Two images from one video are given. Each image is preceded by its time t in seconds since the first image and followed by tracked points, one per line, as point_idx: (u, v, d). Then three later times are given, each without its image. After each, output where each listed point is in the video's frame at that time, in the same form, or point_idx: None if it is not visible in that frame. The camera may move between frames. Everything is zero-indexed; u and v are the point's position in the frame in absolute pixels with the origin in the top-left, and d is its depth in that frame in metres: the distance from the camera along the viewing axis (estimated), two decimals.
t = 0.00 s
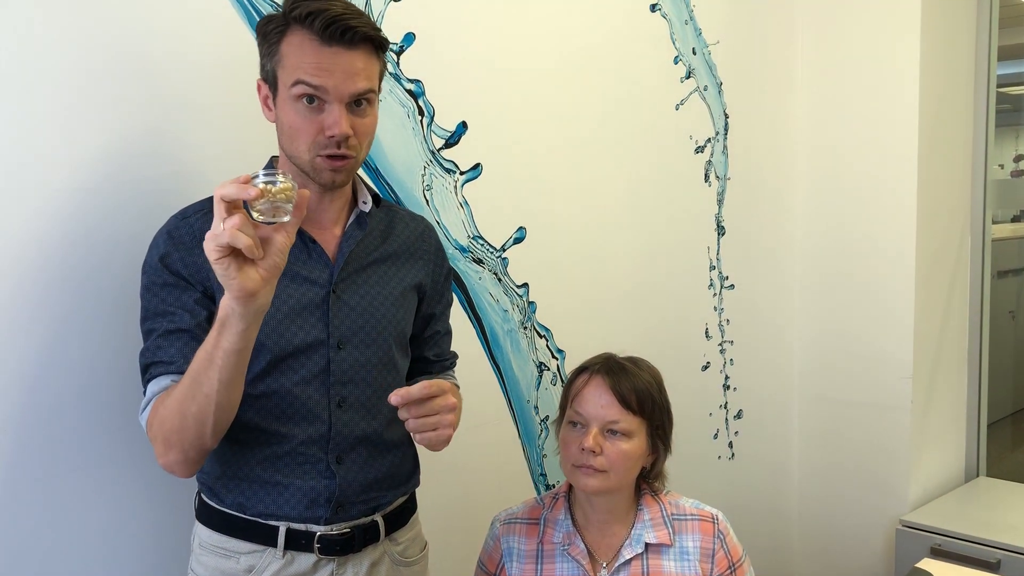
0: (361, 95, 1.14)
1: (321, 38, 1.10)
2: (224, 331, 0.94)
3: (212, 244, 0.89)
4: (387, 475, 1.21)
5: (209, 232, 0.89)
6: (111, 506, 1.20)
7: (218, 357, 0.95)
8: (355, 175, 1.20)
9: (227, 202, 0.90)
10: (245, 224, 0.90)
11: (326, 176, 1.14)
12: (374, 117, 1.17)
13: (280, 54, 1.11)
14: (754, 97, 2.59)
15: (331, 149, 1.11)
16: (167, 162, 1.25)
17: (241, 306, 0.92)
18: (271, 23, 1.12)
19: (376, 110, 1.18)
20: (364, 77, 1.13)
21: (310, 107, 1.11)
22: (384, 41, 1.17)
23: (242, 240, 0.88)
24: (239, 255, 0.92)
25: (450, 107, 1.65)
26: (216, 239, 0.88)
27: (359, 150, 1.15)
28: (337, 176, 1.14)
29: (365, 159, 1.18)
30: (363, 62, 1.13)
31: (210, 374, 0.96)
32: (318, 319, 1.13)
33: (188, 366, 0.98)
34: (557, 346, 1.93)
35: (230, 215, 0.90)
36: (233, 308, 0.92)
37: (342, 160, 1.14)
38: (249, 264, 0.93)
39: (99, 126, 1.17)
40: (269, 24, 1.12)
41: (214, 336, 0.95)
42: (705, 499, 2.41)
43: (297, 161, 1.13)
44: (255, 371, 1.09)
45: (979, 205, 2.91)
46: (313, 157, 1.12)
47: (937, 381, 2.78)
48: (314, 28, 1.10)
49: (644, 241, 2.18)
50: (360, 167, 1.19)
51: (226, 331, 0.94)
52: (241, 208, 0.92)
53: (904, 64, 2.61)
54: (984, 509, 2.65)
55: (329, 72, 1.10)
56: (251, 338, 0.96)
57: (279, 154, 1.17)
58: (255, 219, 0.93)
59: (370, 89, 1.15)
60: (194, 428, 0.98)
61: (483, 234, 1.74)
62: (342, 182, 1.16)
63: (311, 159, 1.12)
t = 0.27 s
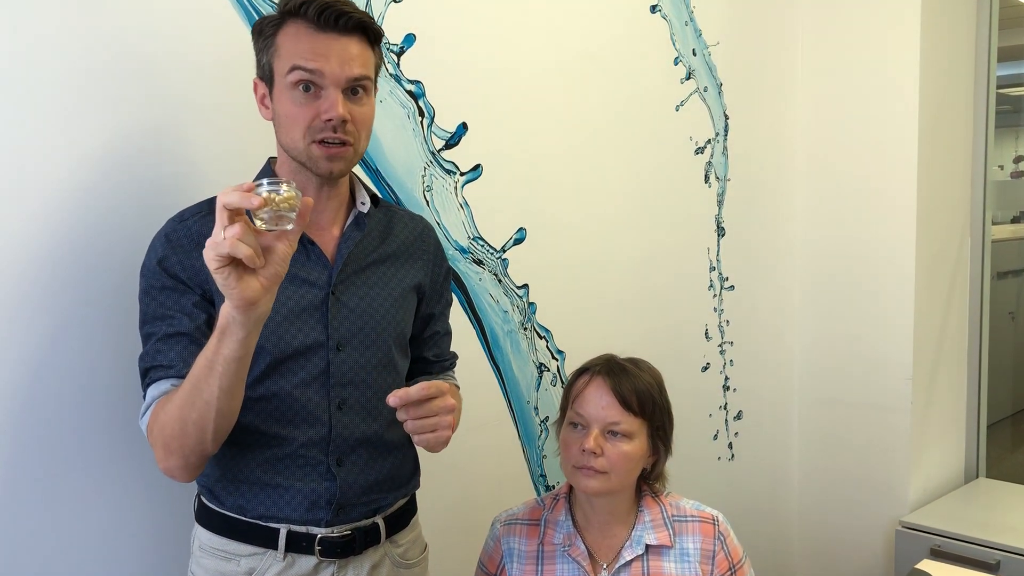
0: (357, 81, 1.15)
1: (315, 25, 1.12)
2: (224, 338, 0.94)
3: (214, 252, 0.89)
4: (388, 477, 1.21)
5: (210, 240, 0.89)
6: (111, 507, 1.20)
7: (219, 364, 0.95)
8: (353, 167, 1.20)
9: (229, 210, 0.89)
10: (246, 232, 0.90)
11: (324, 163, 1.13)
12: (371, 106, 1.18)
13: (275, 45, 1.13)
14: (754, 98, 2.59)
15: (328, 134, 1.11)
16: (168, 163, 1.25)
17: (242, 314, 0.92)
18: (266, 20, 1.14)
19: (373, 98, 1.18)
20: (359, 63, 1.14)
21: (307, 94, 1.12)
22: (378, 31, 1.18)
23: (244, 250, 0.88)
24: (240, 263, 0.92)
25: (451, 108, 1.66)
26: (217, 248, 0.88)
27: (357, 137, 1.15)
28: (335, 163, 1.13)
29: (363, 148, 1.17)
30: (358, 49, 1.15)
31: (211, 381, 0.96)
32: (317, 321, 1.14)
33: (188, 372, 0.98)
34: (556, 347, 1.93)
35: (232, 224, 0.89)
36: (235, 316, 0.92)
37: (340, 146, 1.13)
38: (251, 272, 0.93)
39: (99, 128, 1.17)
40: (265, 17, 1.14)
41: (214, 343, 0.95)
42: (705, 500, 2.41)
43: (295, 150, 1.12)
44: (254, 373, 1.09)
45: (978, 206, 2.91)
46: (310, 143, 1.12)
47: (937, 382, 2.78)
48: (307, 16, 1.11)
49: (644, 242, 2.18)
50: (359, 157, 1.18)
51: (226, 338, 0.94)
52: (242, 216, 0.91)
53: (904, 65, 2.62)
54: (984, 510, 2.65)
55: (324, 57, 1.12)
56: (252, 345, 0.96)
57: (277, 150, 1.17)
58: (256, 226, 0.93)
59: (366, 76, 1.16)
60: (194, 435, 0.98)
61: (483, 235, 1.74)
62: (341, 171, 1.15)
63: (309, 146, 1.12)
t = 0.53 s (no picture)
0: (361, 83, 1.16)
1: (322, 25, 1.13)
2: (220, 343, 0.94)
3: (212, 259, 0.88)
4: (387, 478, 1.21)
5: (209, 246, 0.89)
6: (109, 508, 1.20)
7: (214, 369, 0.95)
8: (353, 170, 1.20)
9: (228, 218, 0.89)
10: (245, 240, 0.90)
11: (325, 163, 1.13)
12: (374, 108, 1.18)
13: (280, 43, 1.13)
14: (754, 99, 2.59)
15: (331, 133, 1.12)
16: (166, 164, 1.25)
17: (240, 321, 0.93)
18: (273, 18, 1.15)
19: (376, 101, 1.19)
20: (364, 64, 1.15)
21: (310, 92, 1.12)
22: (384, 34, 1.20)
23: (243, 258, 0.88)
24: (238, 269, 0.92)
25: (450, 109, 1.66)
26: (217, 255, 0.88)
27: (360, 139, 1.15)
28: (336, 164, 1.13)
29: (365, 151, 1.17)
30: (363, 51, 1.16)
31: (205, 386, 0.96)
32: (314, 322, 1.14)
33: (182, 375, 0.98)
34: (556, 347, 1.93)
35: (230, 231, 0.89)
36: (232, 322, 0.93)
37: (341, 147, 1.13)
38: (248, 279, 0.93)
39: (97, 128, 1.17)
40: (271, 16, 1.14)
41: (209, 348, 0.95)
42: (705, 500, 2.41)
43: (297, 149, 1.12)
44: (249, 375, 1.08)
45: (978, 206, 2.91)
46: (311, 142, 1.12)
47: (936, 383, 2.78)
48: (315, 15, 1.12)
49: (644, 242, 2.18)
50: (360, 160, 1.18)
51: (222, 344, 0.95)
52: (241, 223, 0.91)
53: (904, 65, 2.62)
54: (984, 510, 2.65)
55: (330, 57, 1.12)
56: (247, 351, 0.97)
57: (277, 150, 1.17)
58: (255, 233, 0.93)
59: (369, 78, 1.17)
60: (187, 438, 0.99)
61: (482, 236, 1.74)
62: (341, 172, 1.14)
63: (310, 145, 1.12)
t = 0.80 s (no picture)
0: (371, 83, 1.16)
1: (337, 23, 1.14)
2: (220, 336, 0.95)
3: (215, 251, 0.89)
4: (385, 478, 1.20)
5: (211, 238, 0.89)
6: (108, 506, 1.19)
7: (213, 362, 0.95)
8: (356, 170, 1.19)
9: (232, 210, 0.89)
10: (248, 232, 0.90)
11: (327, 157, 1.12)
12: (382, 110, 1.18)
13: (293, 37, 1.14)
14: (753, 100, 2.59)
15: (335, 128, 1.11)
16: (166, 163, 1.25)
17: (241, 314, 0.93)
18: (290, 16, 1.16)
19: (385, 104, 1.19)
20: (375, 65, 1.16)
21: (319, 87, 1.13)
22: (398, 41, 1.21)
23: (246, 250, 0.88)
24: (240, 262, 0.92)
25: (450, 109, 1.66)
26: (218, 247, 0.88)
27: (365, 137, 1.15)
28: (338, 157, 1.12)
29: (369, 150, 1.17)
30: (375, 52, 1.17)
31: (204, 380, 0.96)
32: (313, 322, 1.13)
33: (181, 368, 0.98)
34: (556, 348, 1.93)
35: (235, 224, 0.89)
36: (232, 315, 0.93)
37: (346, 141, 1.13)
38: (251, 272, 0.93)
39: (97, 127, 1.17)
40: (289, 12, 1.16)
41: (208, 342, 0.95)
42: (704, 501, 2.41)
43: (300, 141, 1.12)
44: (248, 374, 1.08)
45: (978, 207, 2.91)
46: (315, 135, 1.11)
47: (936, 383, 2.78)
48: (331, 14, 1.14)
49: (643, 243, 2.17)
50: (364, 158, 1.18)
51: (221, 337, 0.95)
52: (244, 216, 0.91)
53: (903, 67, 2.62)
54: (984, 511, 2.65)
55: (341, 54, 1.13)
56: (246, 346, 0.97)
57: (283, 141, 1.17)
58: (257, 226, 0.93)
59: (379, 79, 1.17)
60: (185, 433, 0.98)
61: (482, 236, 1.74)
62: (343, 167, 1.14)
63: (314, 136, 1.11)
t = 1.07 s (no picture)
0: (372, 86, 1.16)
1: (343, 25, 1.15)
2: (224, 335, 0.95)
3: (224, 250, 0.88)
4: (382, 481, 1.20)
5: (219, 237, 0.89)
6: (108, 505, 1.19)
7: (216, 361, 0.95)
8: (352, 170, 1.18)
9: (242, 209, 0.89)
10: (256, 231, 0.90)
11: (321, 155, 1.12)
12: (381, 115, 1.18)
13: (299, 36, 1.15)
14: (753, 100, 2.59)
15: (331, 127, 1.11)
16: (166, 163, 1.24)
17: (246, 313, 0.93)
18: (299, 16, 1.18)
19: (385, 108, 1.19)
20: (377, 69, 1.17)
21: (319, 86, 1.13)
22: (403, 47, 1.22)
23: (255, 249, 0.88)
24: (247, 261, 0.92)
25: (450, 110, 1.66)
26: (227, 246, 0.88)
27: (361, 138, 1.14)
28: (332, 156, 1.12)
29: (365, 153, 1.16)
30: (378, 57, 1.17)
31: (207, 378, 0.96)
32: (309, 322, 1.13)
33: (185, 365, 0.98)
34: (555, 349, 1.93)
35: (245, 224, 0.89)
36: (237, 314, 0.93)
37: (341, 141, 1.12)
38: (258, 271, 0.93)
39: (97, 127, 1.17)
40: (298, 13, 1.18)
41: (212, 339, 0.95)
42: (704, 501, 2.41)
43: (297, 139, 1.12)
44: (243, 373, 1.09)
45: (978, 208, 2.91)
46: (311, 133, 1.11)
47: (936, 384, 2.78)
48: (338, 16, 1.15)
49: (643, 243, 2.17)
50: (359, 160, 1.17)
51: (226, 336, 0.95)
52: (252, 215, 0.92)
53: (903, 67, 2.62)
54: (984, 512, 2.65)
55: (344, 56, 1.14)
56: (249, 345, 0.97)
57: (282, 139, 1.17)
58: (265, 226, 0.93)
59: (380, 83, 1.17)
60: (185, 431, 0.99)
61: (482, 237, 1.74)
62: (336, 167, 1.13)
63: (310, 135, 1.11)
